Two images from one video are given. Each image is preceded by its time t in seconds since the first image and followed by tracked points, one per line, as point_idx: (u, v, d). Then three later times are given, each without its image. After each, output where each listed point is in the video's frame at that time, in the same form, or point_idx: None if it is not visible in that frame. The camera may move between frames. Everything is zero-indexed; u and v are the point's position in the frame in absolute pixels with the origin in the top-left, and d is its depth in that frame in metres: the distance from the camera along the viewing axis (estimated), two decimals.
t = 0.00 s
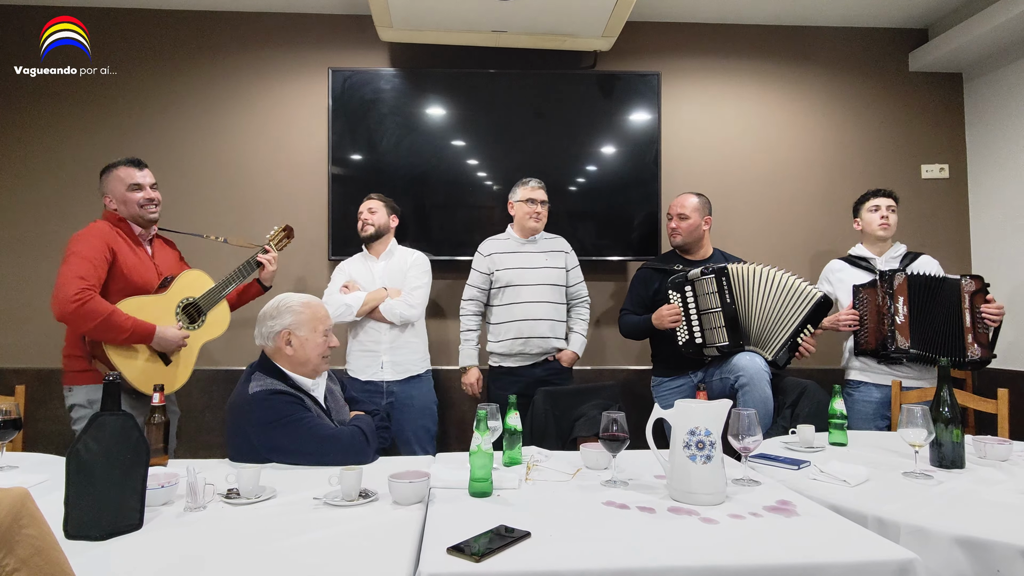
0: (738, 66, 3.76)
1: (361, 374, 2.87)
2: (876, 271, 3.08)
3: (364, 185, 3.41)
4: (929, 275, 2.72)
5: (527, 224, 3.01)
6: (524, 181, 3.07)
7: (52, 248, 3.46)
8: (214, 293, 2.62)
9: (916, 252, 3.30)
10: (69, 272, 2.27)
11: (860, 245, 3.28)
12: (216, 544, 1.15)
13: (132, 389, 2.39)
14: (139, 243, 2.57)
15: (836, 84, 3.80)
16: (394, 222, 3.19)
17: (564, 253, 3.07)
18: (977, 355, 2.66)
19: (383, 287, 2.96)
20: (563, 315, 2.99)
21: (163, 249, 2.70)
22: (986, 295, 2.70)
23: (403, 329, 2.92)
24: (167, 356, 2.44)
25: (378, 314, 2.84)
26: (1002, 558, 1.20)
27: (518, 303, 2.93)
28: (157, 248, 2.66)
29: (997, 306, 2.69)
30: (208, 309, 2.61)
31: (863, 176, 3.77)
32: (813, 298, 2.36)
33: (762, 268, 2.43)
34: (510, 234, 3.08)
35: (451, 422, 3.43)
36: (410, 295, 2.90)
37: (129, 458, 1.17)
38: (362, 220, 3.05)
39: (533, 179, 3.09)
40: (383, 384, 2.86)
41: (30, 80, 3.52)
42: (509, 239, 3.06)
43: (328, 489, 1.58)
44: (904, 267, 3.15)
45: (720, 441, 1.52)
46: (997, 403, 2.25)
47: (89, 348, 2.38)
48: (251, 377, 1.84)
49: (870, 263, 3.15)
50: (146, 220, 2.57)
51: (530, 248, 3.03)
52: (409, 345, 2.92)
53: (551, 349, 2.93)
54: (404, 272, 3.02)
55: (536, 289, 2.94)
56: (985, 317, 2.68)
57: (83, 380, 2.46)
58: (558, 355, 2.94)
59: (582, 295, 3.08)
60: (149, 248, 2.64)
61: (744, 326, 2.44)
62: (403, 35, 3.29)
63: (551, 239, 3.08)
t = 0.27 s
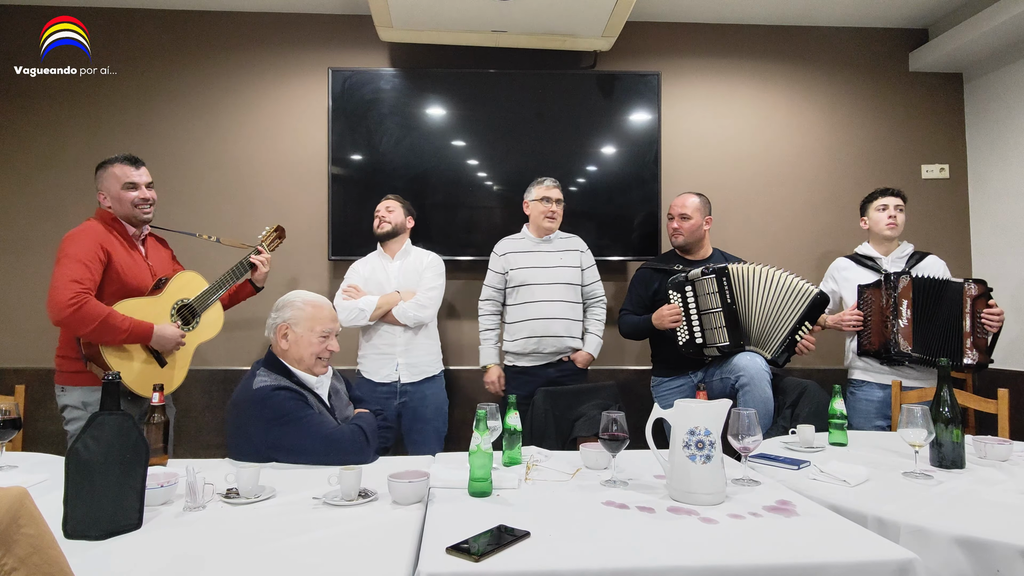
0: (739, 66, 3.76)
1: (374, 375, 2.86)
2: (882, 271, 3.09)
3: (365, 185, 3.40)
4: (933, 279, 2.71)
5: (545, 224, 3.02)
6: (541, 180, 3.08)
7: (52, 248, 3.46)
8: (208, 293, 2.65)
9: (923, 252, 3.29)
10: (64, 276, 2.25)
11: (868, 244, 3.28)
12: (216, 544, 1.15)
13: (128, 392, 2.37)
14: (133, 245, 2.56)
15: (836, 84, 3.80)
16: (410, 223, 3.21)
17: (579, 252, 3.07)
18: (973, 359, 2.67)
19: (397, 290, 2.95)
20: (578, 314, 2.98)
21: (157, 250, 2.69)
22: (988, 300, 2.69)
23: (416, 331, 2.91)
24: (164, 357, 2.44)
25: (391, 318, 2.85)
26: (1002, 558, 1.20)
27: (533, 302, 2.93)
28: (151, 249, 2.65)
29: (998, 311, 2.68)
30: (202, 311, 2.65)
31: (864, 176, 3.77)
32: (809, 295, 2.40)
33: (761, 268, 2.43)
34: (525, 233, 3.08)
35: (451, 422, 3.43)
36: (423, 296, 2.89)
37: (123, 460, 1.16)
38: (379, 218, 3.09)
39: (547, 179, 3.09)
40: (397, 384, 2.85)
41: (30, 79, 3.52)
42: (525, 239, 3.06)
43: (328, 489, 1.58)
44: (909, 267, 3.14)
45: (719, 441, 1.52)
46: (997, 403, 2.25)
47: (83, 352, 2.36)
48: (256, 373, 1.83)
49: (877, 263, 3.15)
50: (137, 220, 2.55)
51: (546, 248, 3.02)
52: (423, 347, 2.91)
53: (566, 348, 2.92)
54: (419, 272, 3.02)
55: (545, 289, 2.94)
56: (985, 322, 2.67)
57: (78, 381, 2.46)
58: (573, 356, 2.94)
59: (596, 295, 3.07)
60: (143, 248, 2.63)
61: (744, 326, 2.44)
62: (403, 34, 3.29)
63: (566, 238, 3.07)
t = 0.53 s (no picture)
0: (739, 66, 3.76)
1: (384, 374, 2.86)
2: (887, 270, 3.10)
3: (365, 184, 3.40)
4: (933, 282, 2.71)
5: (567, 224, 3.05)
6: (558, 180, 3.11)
7: (53, 248, 3.46)
8: (208, 287, 2.62)
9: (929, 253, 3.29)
10: (59, 265, 2.26)
11: (873, 243, 3.29)
12: (218, 544, 1.15)
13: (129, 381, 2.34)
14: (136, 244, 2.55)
15: (836, 84, 3.80)
16: (422, 223, 3.22)
17: (595, 253, 3.06)
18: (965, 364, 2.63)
19: (410, 290, 2.95)
20: (592, 315, 2.97)
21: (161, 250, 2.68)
22: (986, 307, 2.61)
23: (429, 332, 2.91)
24: (163, 344, 2.40)
25: (405, 318, 2.85)
26: (1002, 558, 1.20)
27: (546, 302, 2.93)
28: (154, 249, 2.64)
29: (994, 318, 2.60)
30: (203, 301, 2.60)
31: (864, 176, 3.77)
32: (806, 292, 2.40)
33: (760, 267, 2.44)
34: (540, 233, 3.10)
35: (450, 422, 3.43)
36: (436, 297, 2.90)
37: (121, 468, 1.16)
38: (391, 217, 3.10)
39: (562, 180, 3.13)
40: (406, 383, 2.84)
41: (30, 79, 3.52)
42: (540, 238, 3.07)
43: (328, 489, 1.60)
44: (913, 268, 3.15)
45: (719, 441, 1.52)
46: (997, 403, 2.25)
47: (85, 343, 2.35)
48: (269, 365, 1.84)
49: (881, 262, 3.16)
50: (141, 224, 2.56)
51: (561, 249, 3.03)
52: (434, 347, 2.91)
53: (578, 349, 2.91)
54: (431, 274, 3.02)
55: (554, 289, 2.94)
56: (980, 329, 2.60)
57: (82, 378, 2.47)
58: (586, 356, 2.92)
59: (610, 297, 3.05)
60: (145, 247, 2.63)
61: (744, 325, 2.44)
62: (403, 34, 3.29)
63: (581, 239, 3.08)
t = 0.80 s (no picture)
0: (739, 66, 3.76)
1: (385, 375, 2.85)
2: (883, 270, 3.10)
3: (366, 185, 3.40)
4: (925, 284, 2.72)
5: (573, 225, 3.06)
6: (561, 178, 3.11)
7: (53, 248, 3.46)
8: (208, 285, 2.56)
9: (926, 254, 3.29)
10: (60, 259, 2.27)
11: (872, 242, 3.29)
12: (218, 544, 1.15)
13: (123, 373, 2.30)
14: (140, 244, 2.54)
15: (836, 84, 3.80)
16: (428, 225, 3.22)
17: (602, 252, 3.05)
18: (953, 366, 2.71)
19: (413, 292, 2.96)
20: (597, 315, 2.97)
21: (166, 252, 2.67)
22: (976, 310, 2.73)
23: (430, 335, 2.91)
24: (160, 338, 2.35)
25: (407, 320, 2.85)
26: (1001, 558, 1.21)
27: (549, 301, 2.94)
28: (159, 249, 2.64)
29: (984, 322, 2.72)
30: (204, 300, 2.55)
31: (864, 177, 3.77)
32: (803, 290, 2.41)
33: (760, 267, 2.45)
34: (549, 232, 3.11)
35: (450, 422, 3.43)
36: (438, 300, 2.89)
37: (123, 469, 1.17)
38: (397, 218, 3.10)
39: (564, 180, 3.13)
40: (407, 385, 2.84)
41: (30, 79, 3.52)
42: (547, 238, 3.09)
43: (328, 488, 1.65)
44: (909, 269, 3.16)
45: (719, 442, 1.53)
46: (996, 403, 2.25)
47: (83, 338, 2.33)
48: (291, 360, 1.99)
49: (878, 262, 3.17)
50: (153, 228, 2.57)
51: (566, 248, 3.03)
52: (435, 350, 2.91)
53: (581, 349, 2.91)
54: (435, 277, 3.02)
55: (556, 288, 2.94)
56: (970, 332, 2.71)
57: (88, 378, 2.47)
58: (588, 357, 2.90)
59: (616, 296, 3.03)
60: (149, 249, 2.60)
61: (744, 326, 2.44)
62: (403, 34, 3.29)
63: (587, 237, 3.07)
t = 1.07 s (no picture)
0: (739, 66, 3.76)
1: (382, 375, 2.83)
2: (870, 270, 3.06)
3: (365, 184, 3.40)
4: (915, 278, 2.71)
5: (554, 225, 3.03)
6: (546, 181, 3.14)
7: (52, 248, 3.46)
8: (208, 287, 2.55)
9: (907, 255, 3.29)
10: (58, 263, 2.26)
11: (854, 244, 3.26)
12: (217, 544, 1.15)
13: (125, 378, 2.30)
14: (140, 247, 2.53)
15: (836, 84, 3.80)
16: (428, 224, 3.22)
17: (600, 251, 3.03)
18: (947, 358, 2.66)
19: (411, 291, 2.96)
20: (594, 315, 2.97)
21: (167, 253, 2.65)
22: (966, 303, 2.70)
23: (427, 335, 2.90)
24: (160, 342, 2.35)
25: (404, 318, 2.84)
26: (1000, 558, 1.20)
27: (547, 300, 2.95)
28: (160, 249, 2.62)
29: (975, 313, 2.69)
30: (204, 303, 2.54)
31: (864, 177, 3.77)
32: (802, 289, 2.42)
33: (761, 267, 2.44)
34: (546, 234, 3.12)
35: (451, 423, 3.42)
36: (436, 300, 2.90)
37: (119, 469, 1.17)
38: (398, 216, 3.09)
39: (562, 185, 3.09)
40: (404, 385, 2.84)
41: (29, 79, 3.52)
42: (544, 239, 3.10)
43: (325, 489, 1.83)
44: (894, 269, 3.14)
45: (718, 441, 1.54)
46: (996, 403, 2.24)
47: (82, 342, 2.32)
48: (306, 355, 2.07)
49: (863, 263, 3.13)
50: (155, 230, 2.55)
51: (564, 248, 3.02)
52: (432, 350, 2.91)
53: (577, 349, 2.91)
54: (433, 276, 3.02)
55: (555, 287, 2.95)
56: (962, 323, 2.68)
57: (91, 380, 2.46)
58: (584, 357, 2.89)
59: (614, 296, 3.00)
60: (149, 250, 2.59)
61: (745, 326, 2.44)
62: (403, 34, 3.29)
63: (586, 237, 3.05)
